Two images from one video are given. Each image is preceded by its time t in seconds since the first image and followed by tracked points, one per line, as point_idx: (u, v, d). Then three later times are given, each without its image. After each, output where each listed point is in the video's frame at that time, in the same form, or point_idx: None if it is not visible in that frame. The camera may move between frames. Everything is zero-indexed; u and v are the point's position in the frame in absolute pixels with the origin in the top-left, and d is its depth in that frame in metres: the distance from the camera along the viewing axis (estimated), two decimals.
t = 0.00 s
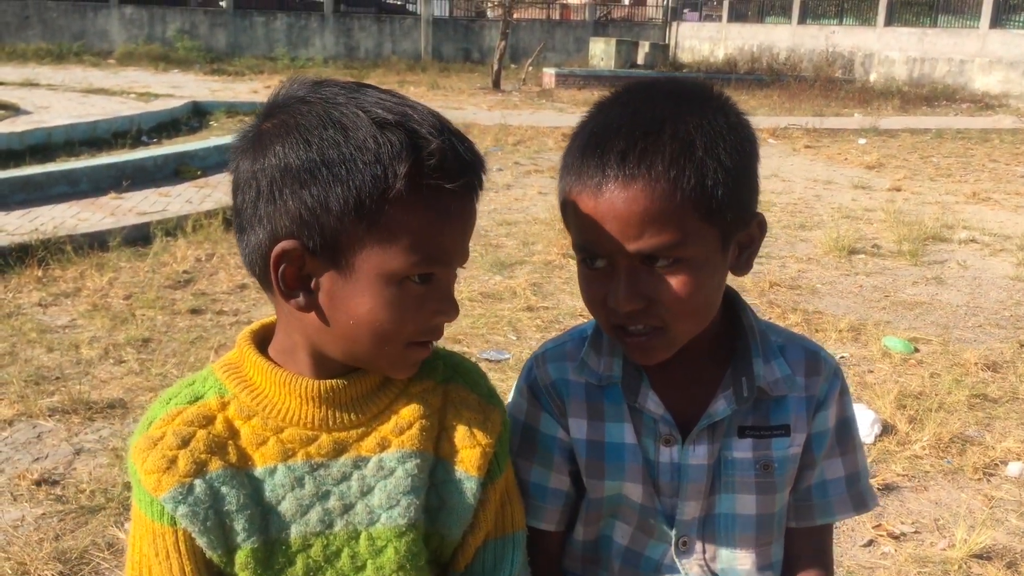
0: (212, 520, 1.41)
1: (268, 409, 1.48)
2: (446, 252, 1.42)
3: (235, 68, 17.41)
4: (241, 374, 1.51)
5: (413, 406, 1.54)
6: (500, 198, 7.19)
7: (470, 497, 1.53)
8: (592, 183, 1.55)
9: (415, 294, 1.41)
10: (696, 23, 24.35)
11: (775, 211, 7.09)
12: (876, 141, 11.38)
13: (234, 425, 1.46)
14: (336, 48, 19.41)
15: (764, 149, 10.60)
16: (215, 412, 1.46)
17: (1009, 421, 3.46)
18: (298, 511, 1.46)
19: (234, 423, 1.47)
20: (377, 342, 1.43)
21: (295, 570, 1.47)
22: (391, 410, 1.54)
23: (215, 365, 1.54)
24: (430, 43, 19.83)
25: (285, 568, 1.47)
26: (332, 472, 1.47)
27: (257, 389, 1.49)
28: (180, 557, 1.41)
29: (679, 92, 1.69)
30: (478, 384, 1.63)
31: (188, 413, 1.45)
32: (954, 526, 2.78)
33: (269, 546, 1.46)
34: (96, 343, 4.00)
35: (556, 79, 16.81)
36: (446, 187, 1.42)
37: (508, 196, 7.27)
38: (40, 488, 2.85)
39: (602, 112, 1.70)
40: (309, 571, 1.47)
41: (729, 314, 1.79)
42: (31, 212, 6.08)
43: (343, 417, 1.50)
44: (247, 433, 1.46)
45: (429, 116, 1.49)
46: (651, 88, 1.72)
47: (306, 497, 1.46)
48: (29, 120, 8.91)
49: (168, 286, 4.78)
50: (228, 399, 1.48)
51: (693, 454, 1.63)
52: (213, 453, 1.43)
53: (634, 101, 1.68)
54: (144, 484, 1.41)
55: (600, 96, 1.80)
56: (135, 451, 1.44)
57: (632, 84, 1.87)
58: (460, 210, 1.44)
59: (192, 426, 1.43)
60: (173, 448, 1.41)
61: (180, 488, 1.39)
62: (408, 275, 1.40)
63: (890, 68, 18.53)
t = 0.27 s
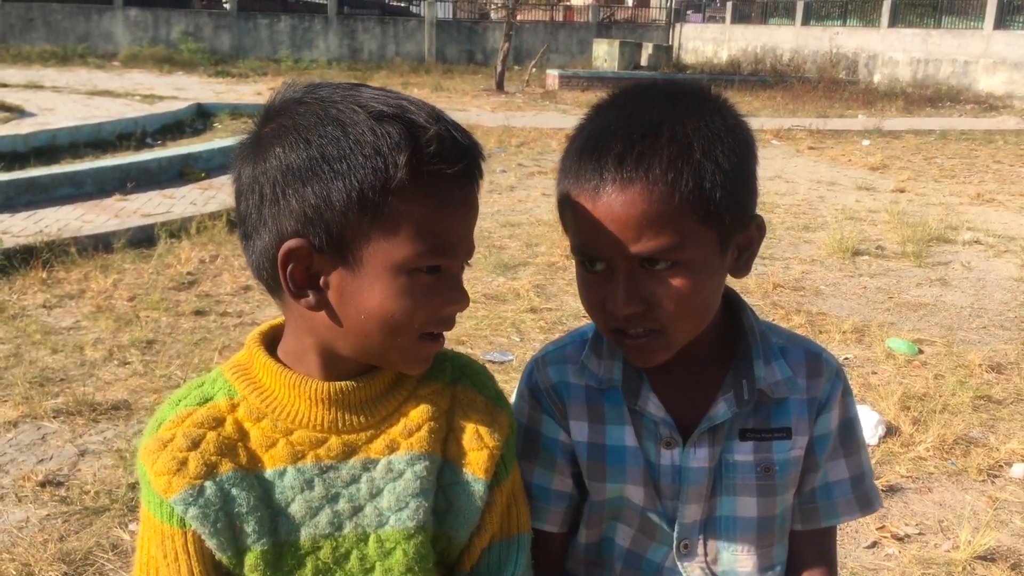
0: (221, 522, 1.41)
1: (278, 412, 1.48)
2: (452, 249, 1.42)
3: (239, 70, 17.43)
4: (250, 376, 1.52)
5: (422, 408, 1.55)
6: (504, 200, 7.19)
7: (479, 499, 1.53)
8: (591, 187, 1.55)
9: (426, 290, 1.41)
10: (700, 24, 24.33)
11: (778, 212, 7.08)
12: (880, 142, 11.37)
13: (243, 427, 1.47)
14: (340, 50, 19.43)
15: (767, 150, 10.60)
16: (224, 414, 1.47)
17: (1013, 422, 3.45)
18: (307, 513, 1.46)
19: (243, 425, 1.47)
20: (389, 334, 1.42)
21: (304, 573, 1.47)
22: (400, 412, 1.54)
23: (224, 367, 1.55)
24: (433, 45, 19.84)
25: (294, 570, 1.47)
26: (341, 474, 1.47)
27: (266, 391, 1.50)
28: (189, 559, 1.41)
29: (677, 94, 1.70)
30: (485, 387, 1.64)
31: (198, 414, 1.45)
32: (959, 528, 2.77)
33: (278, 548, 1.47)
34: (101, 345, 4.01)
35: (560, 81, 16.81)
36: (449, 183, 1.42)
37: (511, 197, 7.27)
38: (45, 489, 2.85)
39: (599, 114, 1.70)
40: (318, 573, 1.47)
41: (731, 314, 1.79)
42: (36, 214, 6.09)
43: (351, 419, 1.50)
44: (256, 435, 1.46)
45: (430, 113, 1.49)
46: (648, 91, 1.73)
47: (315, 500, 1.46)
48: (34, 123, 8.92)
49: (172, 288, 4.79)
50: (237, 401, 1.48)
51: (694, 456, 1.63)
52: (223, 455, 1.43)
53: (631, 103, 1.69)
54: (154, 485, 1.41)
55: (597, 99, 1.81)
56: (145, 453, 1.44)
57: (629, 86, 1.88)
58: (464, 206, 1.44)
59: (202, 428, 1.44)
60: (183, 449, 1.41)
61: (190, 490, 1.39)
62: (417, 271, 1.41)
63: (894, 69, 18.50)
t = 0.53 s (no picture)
0: (227, 523, 1.41)
1: (282, 412, 1.48)
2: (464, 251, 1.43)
3: (241, 72, 17.44)
4: (254, 377, 1.52)
5: (427, 410, 1.55)
6: (505, 201, 7.20)
7: (482, 500, 1.54)
8: (599, 188, 1.55)
9: (441, 292, 1.43)
10: (701, 26, 24.33)
11: (780, 214, 7.09)
12: (881, 144, 11.37)
13: (248, 428, 1.47)
14: (341, 51, 19.43)
15: (769, 152, 10.60)
16: (228, 414, 1.47)
17: (1015, 425, 3.45)
18: (312, 514, 1.46)
19: (248, 426, 1.47)
20: (402, 334, 1.43)
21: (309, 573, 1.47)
22: (404, 413, 1.54)
23: (228, 367, 1.55)
24: (435, 47, 19.86)
25: (299, 571, 1.47)
26: (346, 476, 1.48)
27: (271, 392, 1.50)
28: (195, 559, 1.42)
29: (685, 96, 1.69)
30: (489, 388, 1.64)
31: (202, 415, 1.45)
32: (960, 530, 2.77)
33: (283, 549, 1.47)
34: (102, 346, 4.01)
35: (561, 83, 16.82)
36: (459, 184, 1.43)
37: (513, 199, 7.28)
38: (46, 491, 2.86)
39: (608, 116, 1.71)
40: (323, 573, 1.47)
41: (737, 317, 1.79)
42: (38, 215, 6.10)
43: (357, 420, 1.50)
44: (261, 436, 1.47)
45: (439, 114, 1.50)
46: (654, 93, 1.73)
47: (320, 501, 1.46)
48: (36, 124, 8.94)
49: (174, 289, 4.79)
50: (242, 401, 1.48)
51: (701, 460, 1.63)
52: (228, 456, 1.43)
53: (639, 104, 1.69)
54: (159, 487, 1.41)
55: (605, 100, 1.81)
56: (149, 454, 1.44)
57: (634, 90, 1.88)
58: (477, 208, 1.45)
59: (207, 429, 1.44)
60: (187, 450, 1.41)
61: (195, 491, 1.39)
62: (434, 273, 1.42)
63: (895, 71, 18.50)
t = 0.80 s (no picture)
0: (228, 525, 1.40)
1: (284, 414, 1.48)
2: (468, 252, 1.43)
3: (239, 73, 17.43)
4: (255, 378, 1.51)
5: (427, 412, 1.55)
6: (505, 202, 7.20)
7: (484, 502, 1.53)
8: (600, 188, 1.55)
9: (445, 292, 1.42)
10: (700, 27, 24.33)
11: (779, 215, 7.09)
12: (880, 145, 11.37)
13: (249, 429, 1.46)
14: (340, 52, 19.43)
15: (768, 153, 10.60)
16: (230, 416, 1.46)
17: (1014, 427, 3.45)
18: (313, 516, 1.46)
19: (249, 427, 1.46)
20: (409, 338, 1.43)
21: None
22: (406, 415, 1.54)
23: (229, 369, 1.54)
24: (434, 47, 19.85)
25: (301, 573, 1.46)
26: (347, 477, 1.47)
27: (272, 393, 1.49)
28: (196, 562, 1.41)
29: (687, 97, 1.69)
30: (490, 389, 1.63)
31: (203, 417, 1.45)
32: (959, 532, 2.77)
33: (285, 551, 1.46)
34: (100, 346, 4.01)
35: (560, 84, 16.82)
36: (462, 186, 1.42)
37: (512, 200, 7.27)
38: (44, 491, 2.85)
39: (610, 117, 1.71)
40: None
41: (739, 319, 1.79)
42: (36, 215, 6.09)
43: (358, 422, 1.50)
44: (262, 437, 1.46)
45: (444, 117, 1.49)
46: (657, 93, 1.73)
47: (322, 503, 1.46)
48: (34, 124, 8.93)
49: (172, 290, 4.79)
50: (243, 403, 1.48)
51: (702, 463, 1.63)
52: (229, 458, 1.42)
53: (641, 105, 1.68)
54: (159, 488, 1.40)
55: (608, 102, 1.80)
56: (150, 456, 1.44)
57: (636, 91, 1.87)
58: (480, 209, 1.44)
59: (208, 431, 1.43)
60: (188, 452, 1.41)
61: (197, 493, 1.39)
62: (439, 275, 1.41)
63: (894, 73, 18.51)
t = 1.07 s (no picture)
0: (229, 526, 1.40)
1: (284, 413, 1.48)
2: (465, 251, 1.43)
3: (237, 72, 17.41)
4: (255, 378, 1.51)
5: (426, 411, 1.55)
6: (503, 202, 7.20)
7: (483, 501, 1.53)
8: (597, 187, 1.55)
9: (445, 292, 1.43)
10: (699, 27, 24.32)
11: (776, 215, 7.09)
12: (878, 146, 11.39)
13: (249, 429, 1.46)
14: (338, 52, 19.42)
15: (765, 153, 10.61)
16: (230, 416, 1.46)
17: (1011, 427, 3.45)
18: (314, 516, 1.46)
19: (249, 427, 1.46)
20: (411, 340, 1.43)
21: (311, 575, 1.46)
22: (406, 414, 1.54)
23: (228, 369, 1.54)
24: (431, 47, 19.85)
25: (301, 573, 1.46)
26: (348, 477, 1.47)
27: (272, 392, 1.49)
28: (197, 563, 1.40)
29: (683, 96, 1.69)
30: (488, 389, 1.63)
31: (203, 417, 1.45)
32: (956, 532, 2.77)
33: (285, 550, 1.46)
34: (97, 346, 4.00)
35: (558, 84, 16.82)
36: (460, 185, 1.42)
37: (509, 200, 7.28)
38: (41, 491, 2.85)
39: (608, 117, 1.71)
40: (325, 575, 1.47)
41: (737, 320, 1.79)
42: (33, 215, 6.08)
43: (358, 421, 1.50)
44: (263, 437, 1.46)
45: (442, 117, 1.49)
46: (656, 93, 1.73)
47: (322, 502, 1.46)
48: (31, 124, 8.92)
49: (170, 290, 4.78)
50: (243, 402, 1.48)
51: (699, 463, 1.63)
52: (229, 457, 1.42)
53: (639, 104, 1.69)
54: (159, 488, 1.40)
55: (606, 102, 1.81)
56: (150, 455, 1.43)
57: (635, 89, 1.87)
58: (478, 208, 1.44)
59: (208, 431, 1.43)
60: (189, 452, 1.41)
61: (197, 493, 1.38)
62: (438, 274, 1.41)
63: (892, 73, 18.54)
